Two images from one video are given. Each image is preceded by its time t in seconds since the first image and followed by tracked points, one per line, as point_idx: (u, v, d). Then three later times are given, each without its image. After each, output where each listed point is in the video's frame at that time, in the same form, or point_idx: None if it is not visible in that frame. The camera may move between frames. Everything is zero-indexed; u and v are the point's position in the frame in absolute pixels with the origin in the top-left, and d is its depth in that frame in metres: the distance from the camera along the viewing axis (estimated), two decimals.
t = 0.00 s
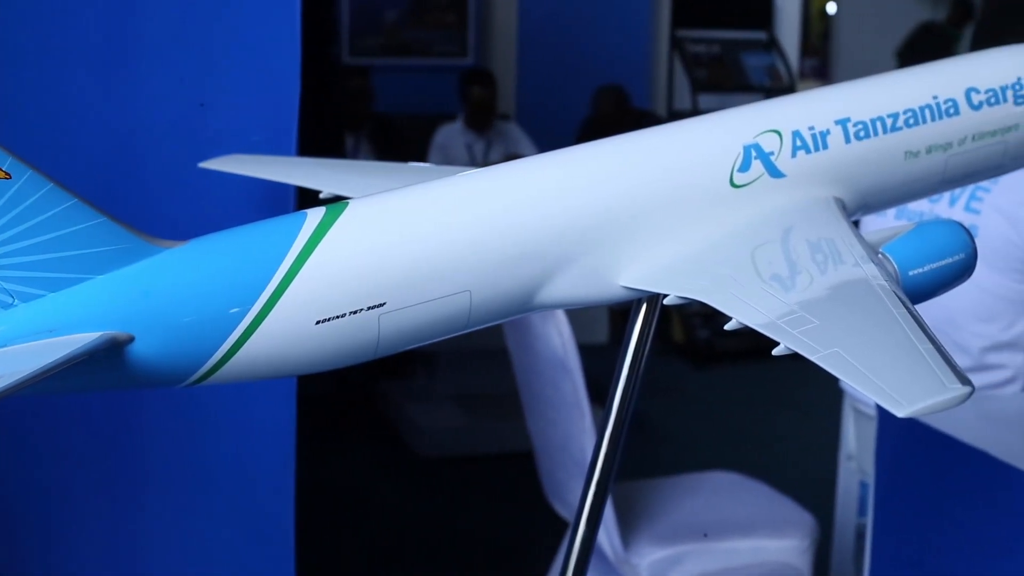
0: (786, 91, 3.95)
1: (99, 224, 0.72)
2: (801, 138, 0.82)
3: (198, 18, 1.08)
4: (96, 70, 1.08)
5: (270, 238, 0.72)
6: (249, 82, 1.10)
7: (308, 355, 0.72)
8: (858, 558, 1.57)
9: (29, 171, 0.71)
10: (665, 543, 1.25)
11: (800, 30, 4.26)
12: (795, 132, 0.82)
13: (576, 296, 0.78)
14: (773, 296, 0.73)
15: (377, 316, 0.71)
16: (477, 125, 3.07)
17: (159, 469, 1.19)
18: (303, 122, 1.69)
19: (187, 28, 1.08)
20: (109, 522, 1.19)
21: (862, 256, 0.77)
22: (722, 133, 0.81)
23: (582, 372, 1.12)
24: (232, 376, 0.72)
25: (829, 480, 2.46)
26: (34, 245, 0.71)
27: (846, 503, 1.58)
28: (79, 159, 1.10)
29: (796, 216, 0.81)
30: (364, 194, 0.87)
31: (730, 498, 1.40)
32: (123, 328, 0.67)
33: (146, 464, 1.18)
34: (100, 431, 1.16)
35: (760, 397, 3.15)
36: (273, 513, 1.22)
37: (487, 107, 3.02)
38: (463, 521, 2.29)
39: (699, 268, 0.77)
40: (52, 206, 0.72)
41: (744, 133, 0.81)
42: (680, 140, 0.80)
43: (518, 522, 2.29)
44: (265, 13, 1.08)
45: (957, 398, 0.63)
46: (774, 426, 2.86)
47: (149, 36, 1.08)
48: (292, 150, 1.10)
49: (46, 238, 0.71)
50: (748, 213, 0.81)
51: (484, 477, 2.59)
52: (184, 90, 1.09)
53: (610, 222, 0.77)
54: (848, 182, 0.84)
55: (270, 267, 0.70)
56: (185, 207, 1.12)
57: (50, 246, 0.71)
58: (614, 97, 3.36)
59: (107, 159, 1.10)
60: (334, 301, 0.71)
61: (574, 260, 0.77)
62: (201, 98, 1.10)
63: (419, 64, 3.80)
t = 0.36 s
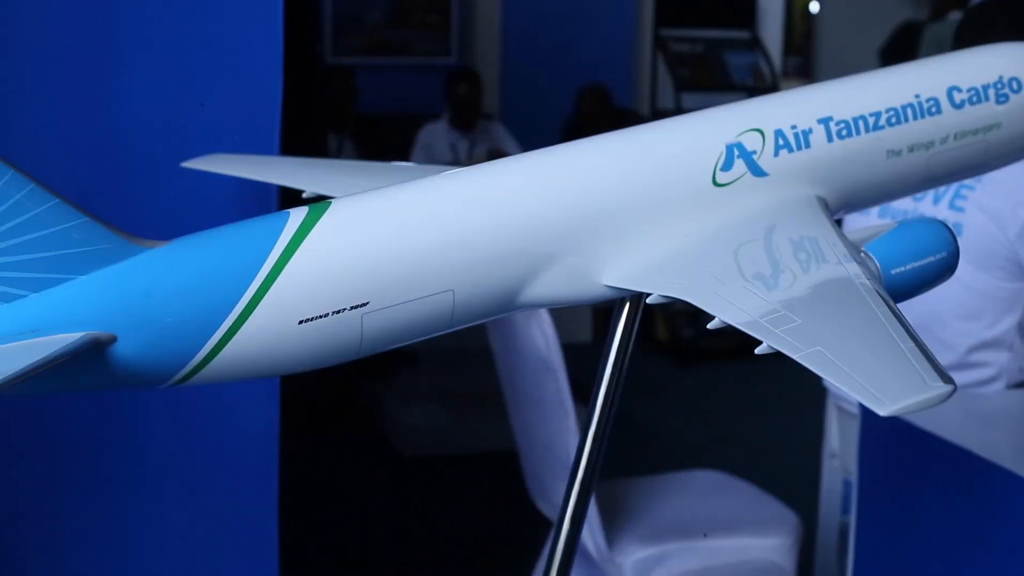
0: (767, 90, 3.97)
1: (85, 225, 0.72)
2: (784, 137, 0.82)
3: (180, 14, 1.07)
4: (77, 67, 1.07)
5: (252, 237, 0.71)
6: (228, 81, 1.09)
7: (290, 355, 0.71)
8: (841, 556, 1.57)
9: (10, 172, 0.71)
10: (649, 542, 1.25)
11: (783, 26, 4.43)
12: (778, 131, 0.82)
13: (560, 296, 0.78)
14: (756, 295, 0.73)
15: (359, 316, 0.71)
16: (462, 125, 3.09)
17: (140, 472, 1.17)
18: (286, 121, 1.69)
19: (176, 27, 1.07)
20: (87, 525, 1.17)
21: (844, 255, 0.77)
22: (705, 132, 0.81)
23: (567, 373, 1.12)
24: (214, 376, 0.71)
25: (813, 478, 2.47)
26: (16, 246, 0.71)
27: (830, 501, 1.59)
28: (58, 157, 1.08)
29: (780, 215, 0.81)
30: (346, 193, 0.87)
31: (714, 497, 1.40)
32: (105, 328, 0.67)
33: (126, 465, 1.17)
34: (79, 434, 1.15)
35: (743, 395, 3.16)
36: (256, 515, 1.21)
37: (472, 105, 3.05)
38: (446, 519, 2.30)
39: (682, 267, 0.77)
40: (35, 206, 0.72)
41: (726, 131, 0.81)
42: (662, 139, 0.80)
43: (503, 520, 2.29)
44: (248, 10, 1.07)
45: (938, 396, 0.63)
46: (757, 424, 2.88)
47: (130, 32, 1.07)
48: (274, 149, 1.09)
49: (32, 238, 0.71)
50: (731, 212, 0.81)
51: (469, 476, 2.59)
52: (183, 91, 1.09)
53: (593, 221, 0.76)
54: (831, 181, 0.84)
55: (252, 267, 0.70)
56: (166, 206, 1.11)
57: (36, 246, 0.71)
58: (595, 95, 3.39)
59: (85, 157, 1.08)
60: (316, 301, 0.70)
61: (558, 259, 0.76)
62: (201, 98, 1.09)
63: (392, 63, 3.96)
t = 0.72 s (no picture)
0: (751, 89, 3.98)
1: (68, 226, 0.71)
2: (767, 137, 0.82)
3: (162, 11, 1.06)
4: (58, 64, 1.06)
5: (236, 237, 0.71)
6: (216, 79, 1.08)
7: (274, 356, 0.71)
8: (825, 554, 1.57)
9: None
10: (633, 541, 1.25)
11: (767, 25, 4.41)
12: (761, 131, 0.82)
13: (544, 295, 0.77)
14: (739, 294, 0.73)
15: (343, 316, 0.70)
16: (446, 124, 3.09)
17: (122, 474, 1.16)
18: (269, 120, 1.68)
19: (173, 27, 1.07)
20: (68, 526, 1.16)
21: (827, 254, 0.77)
22: (687, 131, 0.81)
23: (551, 372, 1.12)
24: (198, 376, 0.71)
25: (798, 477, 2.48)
26: None
27: (815, 500, 1.59)
28: (38, 154, 1.07)
29: (763, 214, 0.81)
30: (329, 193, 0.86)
31: (698, 497, 1.40)
32: (88, 328, 0.66)
33: (106, 466, 1.16)
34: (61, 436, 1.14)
35: (728, 395, 3.17)
36: (239, 517, 1.20)
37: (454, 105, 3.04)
38: (432, 518, 2.30)
39: (665, 266, 0.77)
40: (17, 207, 0.71)
41: (710, 130, 0.81)
42: (645, 138, 0.80)
43: (488, 520, 2.29)
44: (232, 8, 1.07)
45: (921, 395, 0.63)
46: (741, 423, 2.89)
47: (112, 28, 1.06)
48: (257, 148, 1.09)
49: (17, 238, 0.70)
50: (715, 212, 0.81)
51: (454, 476, 2.58)
52: (184, 89, 1.08)
53: (575, 221, 0.76)
54: (813, 180, 0.84)
55: (236, 266, 0.69)
56: (146, 205, 1.10)
57: (19, 246, 0.70)
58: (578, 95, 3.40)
59: (63, 154, 1.07)
60: (299, 301, 0.69)
61: (541, 258, 0.76)
62: (201, 97, 1.08)
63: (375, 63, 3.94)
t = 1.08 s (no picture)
0: (735, 89, 3.98)
1: (46, 226, 0.71)
2: (750, 136, 0.82)
3: (144, 8, 1.05)
4: (41, 61, 1.05)
5: (219, 238, 0.70)
6: (216, 79, 1.07)
7: (257, 356, 0.70)
8: (810, 554, 1.58)
9: None
10: (618, 541, 1.25)
11: (753, 25, 4.47)
12: (744, 130, 0.82)
13: (527, 294, 0.77)
14: (722, 294, 0.73)
15: (327, 316, 0.70)
16: (430, 124, 3.08)
17: (104, 478, 1.15)
18: (253, 119, 1.68)
19: (155, 26, 1.05)
20: (46, 529, 1.15)
21: (811, 253, 0.77)
22: (671, 131, 0.81)
23: (536, 371, 1.12)
24: (181, 377, 0.70)
25: (783, 476, 2.49)
26: None
27: (799, 499, 1.60)
28: (19, 154, 1.06)
29: (747, 213, 0.81)
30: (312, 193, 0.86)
31: (684, 496, 1.40)
32: (72, 329, 0.66)
33: (87, 468, 1.15)
34: (43, 440, 1.13)
35: (713, 394, 3.18)
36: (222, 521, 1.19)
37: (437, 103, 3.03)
38: (418, 517, 2.30)
39: (649, 265, 0.76)
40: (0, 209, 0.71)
41: (693, 130, 0.81)
42: (630, 138, 0.80)
43: (474, 520, 2.29)
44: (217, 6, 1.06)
45: (904, 394, 0.63)
46: (726, 422, 2.89)
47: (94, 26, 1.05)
48: (239, 147, 1.08)
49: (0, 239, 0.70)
50: (699, 211, 0.81)
51: (439, 476, 2.57)
52: (185, 89, 1.07)
53: (559, 221, 0.76)
54: (797, 179, 0.84)
55: (219, 266, 0.69)
56: (128, 205, 1.09)
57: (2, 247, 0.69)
58: (563, 95, 3.39)
59: (43, 152, 1.06)
60: (282, 301, 0.69)
61: (526, 258, 0.76)
62: (201, 97, 1.07)
63: (370, 64, 3.89)
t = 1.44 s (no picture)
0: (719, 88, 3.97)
1: (29, 226, 0.70)
2: (733, 136, 0.82)
3: (128, 7, 1.04)
4: (22, 58, 1.03)
5: (201, 238, 0.69)
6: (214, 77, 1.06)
7: (239, 356, 0.70)
8: (793, 552, 1.58)
9: None
10: (603, 540, 1.25)
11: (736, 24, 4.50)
12: (728, 130, 0.82)
13: (511, 294, 0.77)
14: (706, 293, 0.72)
15: (311, 316, 0.69)
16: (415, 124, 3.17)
17: (86, 484, 1.13)
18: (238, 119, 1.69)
19: (139, 26, 1.05)
20: (23, 536, 1.12)
21: (794, 252, 0.77)
22: (655, 130, 0.81)
23: (520, 371, 1.12)
24: (164, 378, 0.69)
25: (767, 474, 2.50)
26: None
27: (783, 499, 1.60)
28: None
29: (731, 212, 0.81)
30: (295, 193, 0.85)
31: (668, 497, 1.40)
32: (54, 330, 0.65)
33: (66, 473, 1.12)
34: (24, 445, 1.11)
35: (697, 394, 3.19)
36: (205, 525, 1.18)
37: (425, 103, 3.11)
38: (402, 517, 2.30)
39: (633, 265, 0.76)
40: None
41: (676, 129, 0.81)
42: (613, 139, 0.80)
43: (458, 518, 2.29)
44: (201, 4, 1.05)
45: (888, 393, 0.63)
46: (710, 422, 2.90)
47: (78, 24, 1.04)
48: (222, 148, 1.07)
49: None
50: (683, 211, 0.81)
51: (423, 475, 2.57)
52: (188, 88, 1.06)
53: (543, 221, 0.76)
54: (780, 179, 0.84)
55: (202, 266, 0.68)
56: (109, 205, 1.08)
57: None
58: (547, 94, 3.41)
59: (23, 151, 1.05)
60: (265, 300, 0.68)
61: (509, 258, 0.75)
62: (200, 97, 1.07)
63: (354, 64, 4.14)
